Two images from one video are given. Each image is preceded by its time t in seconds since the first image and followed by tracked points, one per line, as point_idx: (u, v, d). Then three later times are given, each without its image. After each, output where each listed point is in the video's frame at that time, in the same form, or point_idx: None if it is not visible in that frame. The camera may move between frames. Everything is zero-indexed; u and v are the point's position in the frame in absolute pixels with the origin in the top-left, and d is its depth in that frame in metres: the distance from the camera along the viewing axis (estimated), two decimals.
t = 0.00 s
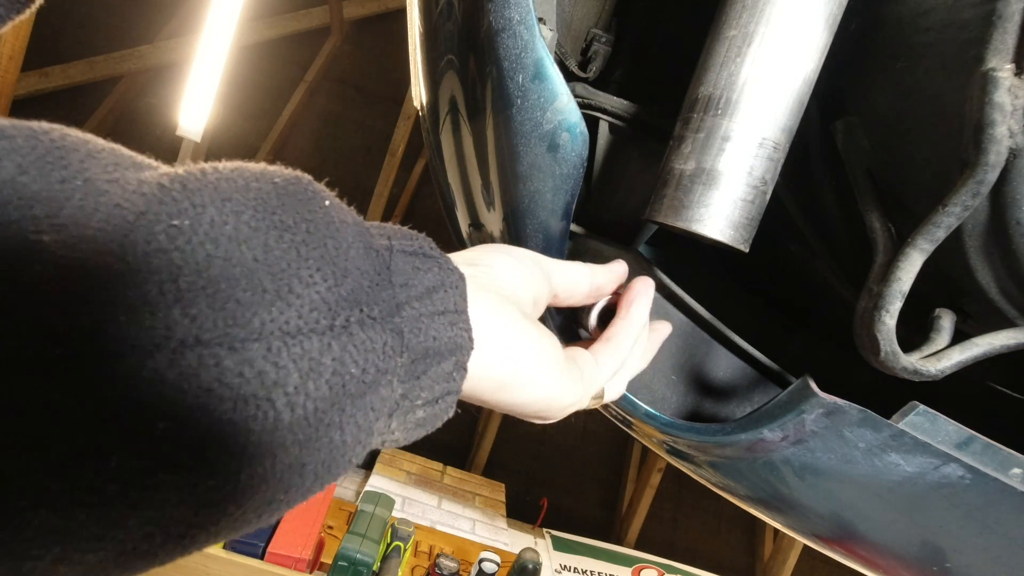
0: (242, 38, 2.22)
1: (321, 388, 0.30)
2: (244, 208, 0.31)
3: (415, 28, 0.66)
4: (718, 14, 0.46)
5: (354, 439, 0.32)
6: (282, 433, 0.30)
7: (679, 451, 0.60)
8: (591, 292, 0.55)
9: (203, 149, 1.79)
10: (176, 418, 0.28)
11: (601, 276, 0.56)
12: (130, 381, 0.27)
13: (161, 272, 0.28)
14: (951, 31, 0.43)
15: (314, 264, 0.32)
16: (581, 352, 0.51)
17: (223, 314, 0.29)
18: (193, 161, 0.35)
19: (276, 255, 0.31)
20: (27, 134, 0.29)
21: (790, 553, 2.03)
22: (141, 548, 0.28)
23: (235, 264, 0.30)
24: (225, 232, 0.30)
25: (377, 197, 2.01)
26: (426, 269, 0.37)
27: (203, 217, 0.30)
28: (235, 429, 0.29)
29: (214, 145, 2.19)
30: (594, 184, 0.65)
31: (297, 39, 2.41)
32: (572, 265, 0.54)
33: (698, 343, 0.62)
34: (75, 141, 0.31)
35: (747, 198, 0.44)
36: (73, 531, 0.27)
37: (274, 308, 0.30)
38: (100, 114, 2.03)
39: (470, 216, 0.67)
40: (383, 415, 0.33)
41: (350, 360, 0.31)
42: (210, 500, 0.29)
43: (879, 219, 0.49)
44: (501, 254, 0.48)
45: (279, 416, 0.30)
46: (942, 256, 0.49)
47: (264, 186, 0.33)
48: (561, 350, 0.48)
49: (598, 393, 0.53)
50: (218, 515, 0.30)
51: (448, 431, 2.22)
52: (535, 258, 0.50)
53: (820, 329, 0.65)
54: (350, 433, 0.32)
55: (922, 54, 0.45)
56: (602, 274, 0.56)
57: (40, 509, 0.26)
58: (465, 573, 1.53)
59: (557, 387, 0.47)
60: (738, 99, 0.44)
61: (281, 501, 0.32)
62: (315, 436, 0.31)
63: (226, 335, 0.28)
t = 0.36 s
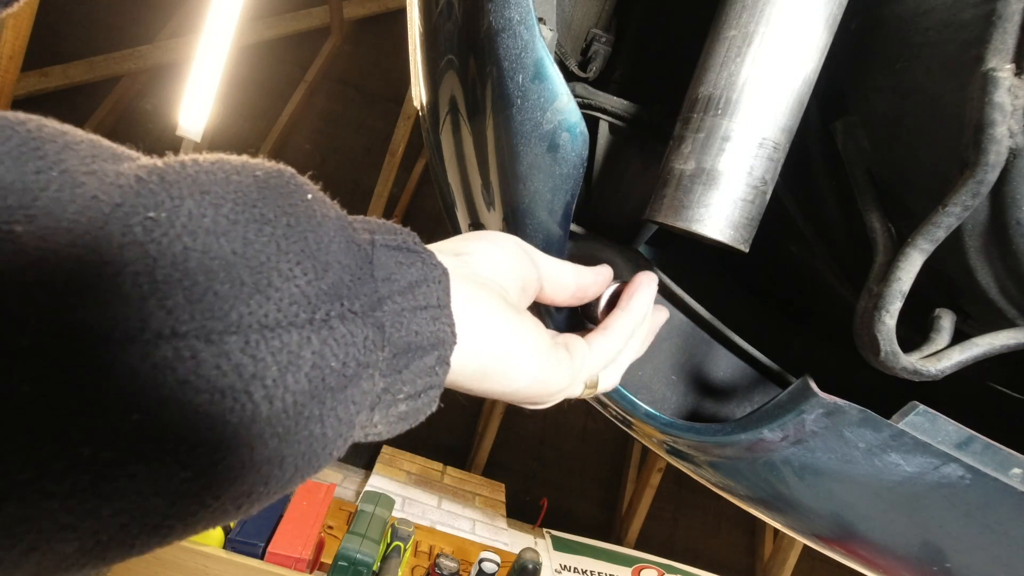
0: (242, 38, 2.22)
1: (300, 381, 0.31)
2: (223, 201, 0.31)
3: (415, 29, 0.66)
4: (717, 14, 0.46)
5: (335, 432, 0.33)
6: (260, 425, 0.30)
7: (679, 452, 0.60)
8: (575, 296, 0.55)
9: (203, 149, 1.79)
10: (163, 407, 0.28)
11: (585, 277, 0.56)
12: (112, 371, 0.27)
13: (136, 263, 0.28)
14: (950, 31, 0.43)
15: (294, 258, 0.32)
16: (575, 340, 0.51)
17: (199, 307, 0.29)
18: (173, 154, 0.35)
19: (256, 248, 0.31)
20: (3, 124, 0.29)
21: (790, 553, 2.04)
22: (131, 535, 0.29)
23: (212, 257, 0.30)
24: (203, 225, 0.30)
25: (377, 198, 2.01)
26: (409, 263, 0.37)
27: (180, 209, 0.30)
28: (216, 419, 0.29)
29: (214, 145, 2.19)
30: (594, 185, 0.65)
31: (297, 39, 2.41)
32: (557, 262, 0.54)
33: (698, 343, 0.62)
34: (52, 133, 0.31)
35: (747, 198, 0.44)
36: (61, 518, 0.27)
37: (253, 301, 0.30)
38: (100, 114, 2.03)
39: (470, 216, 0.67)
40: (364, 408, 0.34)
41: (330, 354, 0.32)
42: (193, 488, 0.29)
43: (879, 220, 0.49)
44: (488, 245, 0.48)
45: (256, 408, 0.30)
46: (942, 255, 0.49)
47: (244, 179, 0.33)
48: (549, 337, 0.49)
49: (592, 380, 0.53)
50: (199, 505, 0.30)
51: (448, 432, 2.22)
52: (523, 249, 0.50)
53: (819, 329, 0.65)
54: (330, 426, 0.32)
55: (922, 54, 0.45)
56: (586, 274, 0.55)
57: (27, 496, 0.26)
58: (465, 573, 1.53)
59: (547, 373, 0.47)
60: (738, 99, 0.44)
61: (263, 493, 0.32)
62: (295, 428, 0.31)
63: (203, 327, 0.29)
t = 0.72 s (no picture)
0: (243, 38, 2.21)
1: (305, 371, 0.31)
2: (227, 188, 0.31)
3: (415, 28, 0.66)
4: (717, 14, 0.46)
5: (340, 423, 0.33)
6: (266, 416, 0.30)
7: (678, 452, 0.60)
8: (578, 298, 0.56)
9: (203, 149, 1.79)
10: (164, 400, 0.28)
11: (590, 281, 0.56)
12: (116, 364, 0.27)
13: (139, 249, 0.28)
14: (951, 30, 0.42)
15: (298, 247, 0.32)
16: (568, 348, 0.50)
17: (203, 295, 0.29)
18: (176, 140, 0.34)
19: (260, 236, 0.31)
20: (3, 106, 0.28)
21: (790, 553, 2.04)
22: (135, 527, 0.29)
23: (217, 244, 0.30)
24: (207, 212, 0.30)
25: (377, 198, 2.01)
26: (414, 254, 0.37)
27: (184, 196, 0.30)
28: (218, 410, 0.29)
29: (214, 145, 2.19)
30: (594, 184, 0.65)
31: (297, 39, 2.41)
32: (563, 265, 0.54)
33: (698, 343, 0.62)
34: (53, 117, 0.30)
35: (747, 198, 0.44)
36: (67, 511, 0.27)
37: (257, 290, 0.30)
38: (100, 114, 2.03)
39: (470, 216, 0.67)
40: (368, 399, 0.34)
41: (334, 344, 0.32)
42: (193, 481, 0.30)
43: (879, 220, 0.49)
44: (495, 244, 0.48)
45: (261, 399, 0.30)
46: (942, 255, 0.49)
47: (247, 167, 0.33)
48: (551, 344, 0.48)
49: (582, 390, 0.53)
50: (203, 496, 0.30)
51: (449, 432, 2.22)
52: (529, 250, 0.50)
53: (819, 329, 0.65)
54: (335, 418, 0.33)
55: (921, 54, 0.45)
56: (591, 279, 0.56)
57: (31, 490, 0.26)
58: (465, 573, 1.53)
59: (544, 379, 0.47)
60: (738, 99, 0.44)
61: (267, 485, 0.32)
62: (299, 419, 0.31)
63: (206, 315, 0.29)
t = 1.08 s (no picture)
0: (242, 38, 2.22)
1: (328, 379, 0.31)
2: (252, 199, 0.31)
3: (415, 28, 0.66)
4: (717, 14, 0.46)
5: (361, 431, 0.33)
6: (290, 424, 0.30)
7: (679, 452, 0.60)
8: (594, 291, 0.55)
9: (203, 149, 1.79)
10: (183, 406, 0.28)
11: (603, 276, 0.55)
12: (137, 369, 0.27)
13: (170, 261, 0.28)
14: (950, 31, 0.42)
15: (321, 256, 0.32)
16: (577, 353, 0.50)
17: (232, 305, 0.29)
18: (198, 151, 0.35)
19: (284, 246, 0.31)
20: (37, 122, 0.29)
21: (790, 553, 2.04)
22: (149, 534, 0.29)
23: (243, 254, 0.30)
24: (234, 223, 0.30)
25: (377, 198, 2.01)
26: (431, 261, 0.37)
27: (212, 207, 0.30)
28: (243, 418, 0.29)
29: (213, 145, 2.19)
30: (594, 184, 0.65)
31: (297, 39, 2.41)
32: (574, 263, 0.54)
33: (698, 343, 0.62)
34: (81, 130, 0.30)
35: (747, 198, 0.44)
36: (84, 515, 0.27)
37: (282, 299, 0.30)
38: (100, 114, 2.03)
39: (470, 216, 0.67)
40: (388, 407, 0.34)
41: (357, 352, 0.32)
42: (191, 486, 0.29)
43: (878, 219, 0.50)
44: (505, 251, 0.48)
45: (286, 407, 0.30)
46: (942, 256, 0.49)
47: (271, 178, 0.33)
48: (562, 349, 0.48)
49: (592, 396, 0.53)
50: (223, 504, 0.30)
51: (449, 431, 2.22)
52: (537, 255, 0.50)
53: (819, 329, 0.65)
54: (356, 426, 0.32)
55: (921, 54, 0.45)
56: (603, 274, 0.55)
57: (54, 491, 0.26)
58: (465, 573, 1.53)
59: (555, 386, 0.47)
60: (738, 99, 0.44)
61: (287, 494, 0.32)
62: (323, 427, 0.31)
63: (235, 326, 0.28)
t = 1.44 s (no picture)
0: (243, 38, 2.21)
1: (286, 374, 0.31)
2: (211, 194, 0.31)
3: (415, 28, 0.66)
4: (718, 14, 0.46)
5: (320, 425, 0.33)
6: (246, 418, 0.30)
7: (678, 451, 0.60)
8: (552, 288, 0.56)
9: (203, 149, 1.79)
10: (156, 398, 0.28)
11: (566, 273, 0.56)
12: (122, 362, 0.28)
13: (121, 255, 0.28)
14: (950, 31, 0.42)
15: (281, 252, 0.32)
16: (565, 333, 0.52)
17: (186, 301, 0.29)
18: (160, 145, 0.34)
19: (243, 242, 0.31)
20: None
21: (790, 553, 2.03)
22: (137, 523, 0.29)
23: (200, 250, 0.30)
24: (191, 218, 0.30)
25: (377, 198, 2.01)
26: (397, 259, 0.37)
27: (167, 203, 0.30)
28: (199, 411, 0.29)
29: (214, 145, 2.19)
30: (594, 184, 0.65)
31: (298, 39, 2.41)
32: (539, 257, 0.54)
33: (698, 343, 0.62)
34: (40, 123, 0.29)
35: (747, 198, 0.44)
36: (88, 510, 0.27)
37: (238, 295, 0.30)
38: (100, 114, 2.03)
39: (470, 216, 0.68)
40: (348, 402, 0.34)
41: (315, 348, 0.32)
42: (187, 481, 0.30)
43: (879, 219, 0.50)
44: (474, 240, 0.48)
45: (242, 401, 0.30)
46: (941, 255, 0.49)
47: (232, 173, 0.33)
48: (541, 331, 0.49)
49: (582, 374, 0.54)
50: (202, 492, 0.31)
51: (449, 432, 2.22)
52: (509, 244, 0.51)
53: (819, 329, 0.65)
54: (315, 420, 0.33)
55: (921, 54, 0.45)
56: (568, 270, 0.56)
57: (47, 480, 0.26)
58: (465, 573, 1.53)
59: (537, 366, 0.48)
60: (738, 99, 0.44)
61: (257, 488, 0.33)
62: (279, 422, 0.31)
63: (188, 320, 0.29)
